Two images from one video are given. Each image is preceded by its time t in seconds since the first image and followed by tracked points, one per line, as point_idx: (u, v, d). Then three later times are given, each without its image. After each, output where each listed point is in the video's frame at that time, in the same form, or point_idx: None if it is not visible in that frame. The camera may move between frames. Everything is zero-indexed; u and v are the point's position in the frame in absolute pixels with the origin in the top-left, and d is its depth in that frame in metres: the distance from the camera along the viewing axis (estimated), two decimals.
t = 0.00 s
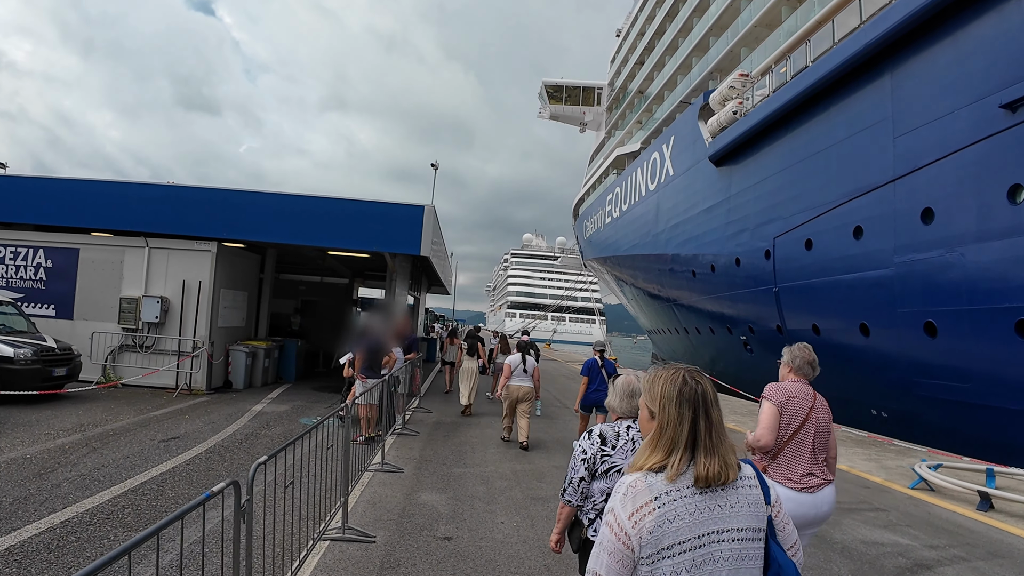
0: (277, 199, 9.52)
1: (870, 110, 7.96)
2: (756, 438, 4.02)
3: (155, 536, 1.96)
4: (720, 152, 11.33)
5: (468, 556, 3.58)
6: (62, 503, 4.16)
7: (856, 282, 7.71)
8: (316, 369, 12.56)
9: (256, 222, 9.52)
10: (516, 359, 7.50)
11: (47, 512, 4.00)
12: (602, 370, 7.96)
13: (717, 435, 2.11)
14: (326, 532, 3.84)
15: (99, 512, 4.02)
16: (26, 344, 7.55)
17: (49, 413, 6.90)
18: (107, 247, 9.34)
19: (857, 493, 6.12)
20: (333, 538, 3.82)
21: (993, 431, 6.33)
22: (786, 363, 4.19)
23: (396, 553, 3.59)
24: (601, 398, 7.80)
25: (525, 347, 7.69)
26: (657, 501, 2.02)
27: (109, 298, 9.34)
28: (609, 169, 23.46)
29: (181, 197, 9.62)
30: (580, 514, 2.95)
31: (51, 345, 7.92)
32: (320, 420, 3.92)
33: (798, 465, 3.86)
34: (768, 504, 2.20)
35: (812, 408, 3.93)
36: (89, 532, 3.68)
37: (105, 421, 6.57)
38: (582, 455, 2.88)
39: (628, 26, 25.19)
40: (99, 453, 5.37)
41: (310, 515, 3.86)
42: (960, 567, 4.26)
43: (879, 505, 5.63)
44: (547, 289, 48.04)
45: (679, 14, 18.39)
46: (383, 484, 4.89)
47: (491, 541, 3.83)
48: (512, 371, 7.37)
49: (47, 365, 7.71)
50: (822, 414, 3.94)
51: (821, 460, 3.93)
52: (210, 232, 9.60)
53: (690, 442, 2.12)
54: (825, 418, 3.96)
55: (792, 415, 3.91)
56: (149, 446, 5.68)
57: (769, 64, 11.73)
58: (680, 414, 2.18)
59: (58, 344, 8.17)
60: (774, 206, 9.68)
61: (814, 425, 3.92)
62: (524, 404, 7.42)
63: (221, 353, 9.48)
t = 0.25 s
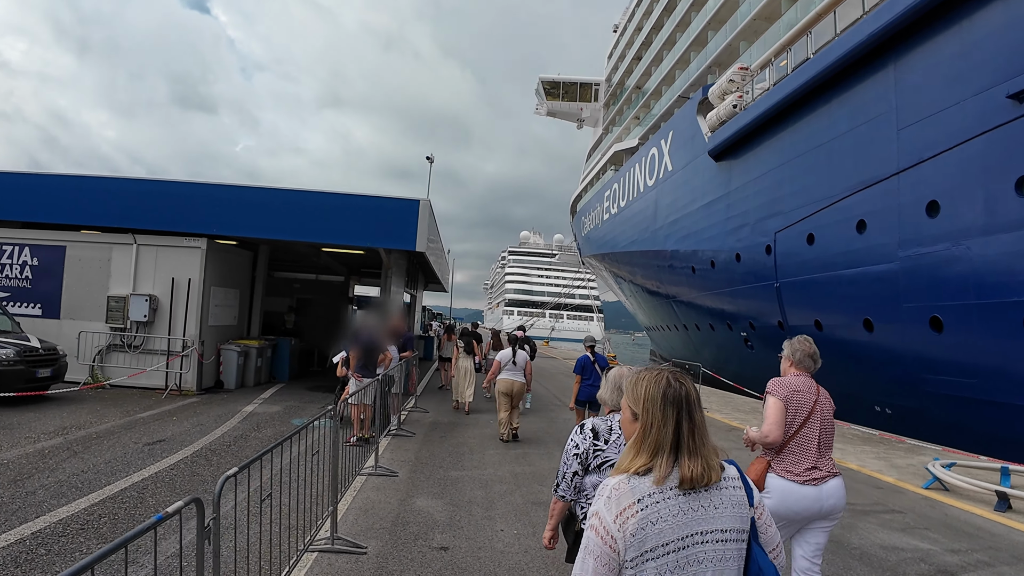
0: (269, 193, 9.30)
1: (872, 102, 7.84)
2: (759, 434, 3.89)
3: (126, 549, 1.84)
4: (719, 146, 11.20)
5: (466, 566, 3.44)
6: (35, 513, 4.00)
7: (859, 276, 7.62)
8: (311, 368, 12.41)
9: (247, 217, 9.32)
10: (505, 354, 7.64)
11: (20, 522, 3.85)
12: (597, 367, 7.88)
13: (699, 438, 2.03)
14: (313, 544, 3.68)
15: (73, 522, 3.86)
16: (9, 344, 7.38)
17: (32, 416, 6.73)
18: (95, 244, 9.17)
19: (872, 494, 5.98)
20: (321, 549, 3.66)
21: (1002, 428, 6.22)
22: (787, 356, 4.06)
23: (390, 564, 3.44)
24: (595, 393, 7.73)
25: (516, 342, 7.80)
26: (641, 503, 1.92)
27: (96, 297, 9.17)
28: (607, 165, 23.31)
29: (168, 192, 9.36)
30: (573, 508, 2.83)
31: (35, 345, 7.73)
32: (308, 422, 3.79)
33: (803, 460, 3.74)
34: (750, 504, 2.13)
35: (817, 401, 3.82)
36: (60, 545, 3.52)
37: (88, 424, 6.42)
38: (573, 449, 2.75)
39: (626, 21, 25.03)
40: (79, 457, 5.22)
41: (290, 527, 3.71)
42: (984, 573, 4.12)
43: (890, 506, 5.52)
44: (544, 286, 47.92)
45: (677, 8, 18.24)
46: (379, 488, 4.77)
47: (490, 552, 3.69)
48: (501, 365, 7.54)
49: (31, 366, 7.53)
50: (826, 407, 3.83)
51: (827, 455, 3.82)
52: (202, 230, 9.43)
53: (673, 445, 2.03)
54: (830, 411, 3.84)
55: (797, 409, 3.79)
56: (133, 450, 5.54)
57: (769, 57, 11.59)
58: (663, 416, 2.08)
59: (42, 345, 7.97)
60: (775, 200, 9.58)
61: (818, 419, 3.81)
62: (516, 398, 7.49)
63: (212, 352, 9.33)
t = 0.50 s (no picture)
0: (260, 187, 9.07)
1: (875, 95, 7.73)
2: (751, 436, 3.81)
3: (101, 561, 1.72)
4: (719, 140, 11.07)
5: None
6: (11, 525, 3.85)
7: (863, 272, 7.52)
8: (306, 368, 12.26)
9: (240, 214, 9.11)
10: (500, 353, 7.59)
11: None
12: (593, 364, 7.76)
13: (686, 426, 1.97)
14: (304, 557, 3.55)
15: (49, 535, 3.71)
16: None
17: (16, 420, 6.57)
18: (83, 243, 9.02)
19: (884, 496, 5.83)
20: (311, 562, 3.51)
21: (1009, 426, 6.13)
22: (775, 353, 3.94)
23: None
24: (591, 388, 7.61)
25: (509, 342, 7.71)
26: (625, 490, 1.86)
27: (85, 297, 9.02)
28: (604, 161, 23.18)
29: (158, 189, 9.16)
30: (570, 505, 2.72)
31: (19, 347, 7.52)
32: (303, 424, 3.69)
33: (796, 459, 3.68)
34: (746, 496, 2.02)
35: (808, 399, 3.72)
36: (32, 561, 3.36)
37: (75, 427, 6.28)
38: (571, 446, 2.62)
39: (623, 17, 24.86)
40: (62, 464, 5.09)
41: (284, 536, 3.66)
42: None
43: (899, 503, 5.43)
44: (542, 284, 47.82)
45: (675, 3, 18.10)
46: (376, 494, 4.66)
47: (490, 562, 3.57)
48: (496, 364, 7.45)
49: (15, 368, 7.37)
50: (818, 403, 3.74)
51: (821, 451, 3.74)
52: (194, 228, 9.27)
53: (659, 433, 1.98)
54: (821, 407, 3.75)
55: (788, 410, 3.70)
56: (118, 455, 5.41)
57: (769, 51, 11.46)
58: (648, 404, 2.04)
59: (27, 346, 7.73)
60: (776, 195, 9.47)
61: (811, 417, 3.72)
62: (511, 397, 7.40)
63: (204, 353, 9.18)
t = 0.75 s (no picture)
0: (251, 181, 8.88)
1: (878, 87, 7.63)
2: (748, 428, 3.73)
3: None
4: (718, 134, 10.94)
5: None
6: None
7: (866, 266, 7.43)
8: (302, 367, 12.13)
9: (230, 210, 8.97)
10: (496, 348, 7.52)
11: None
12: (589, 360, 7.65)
13: (686, 439, 1.92)
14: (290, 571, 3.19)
15: (21, 549, 3.54)
16: None
17: None
18: (68, 241, 8.81)
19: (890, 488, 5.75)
20: None
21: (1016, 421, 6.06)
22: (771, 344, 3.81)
23: None
24: (587, 385, 7.51)
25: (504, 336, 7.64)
26: (626, 501, 1.83)
27: (70, 296, 8.81)
28: (601, 157, 23.05)
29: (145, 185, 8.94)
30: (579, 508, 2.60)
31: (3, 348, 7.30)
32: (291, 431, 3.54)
33: (792, 452, 3.58)
34: (750, 507, 1.95)
35: (803, 392, 3.59)
36: None
37: (56, 432, 6.12)
38: (579, 446, 2.50)
39: (619, 12, 24.69)
40: (40, 471, 4.92)
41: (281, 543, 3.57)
42: None
43: (910, 494, 5.36)
44: (539, 280, 47.69)
45: None
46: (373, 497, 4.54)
47: (492, 564, 3.47)
48: (492, 360, 7.36)
49: None
50: (816, 396, 3.58)
51: (821, 444, 3.61)
52: (185, 226, 9.09)
53: (660, 445, 1.93)
54: (821, 399, 3.59)
55: (781, 403, 3.59)
56: (100, 462, 5.24)
57: (768, 44, 11.36)
58: (650, 416, 1.99)
59: (9, 346, 7.49)
60: (776, 189, 9.38)
61: (807, 410, 3.59)
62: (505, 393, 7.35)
63: (194, 352, 8.98)
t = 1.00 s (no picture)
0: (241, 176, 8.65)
1: (879, 79, 7.53)
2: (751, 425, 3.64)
3: None
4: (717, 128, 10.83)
5: None
6: None
7: (869, 261, 7.37)
8: (297, 366, 12.00)
9: (220, 207, 8.73)
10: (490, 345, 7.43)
11: None
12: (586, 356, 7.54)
13: (692, 416, 1.90)
14: None
15: None
16: None
17: None
18: (56, 238, 8.66)
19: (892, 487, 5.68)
20: None
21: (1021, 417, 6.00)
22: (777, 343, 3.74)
23: None
24: (586, 380, 7.42)
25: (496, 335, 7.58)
26: (633, 481, 1.80)
27: (58, 295, 8.65)
28: (598, 153, 22.92)
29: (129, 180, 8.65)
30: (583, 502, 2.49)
31: None
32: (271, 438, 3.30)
33: (796, 450, 3.48)
34: (751, 485, 1.96)
35: (810, 389, 3.51)
36: None
37: (41, 435, 5.98)
38: (582, 439, 2.41)
39: (616, 7, 24.52)
40: (21, 477, 4.79)
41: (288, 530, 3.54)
42: None
43: (917, 489, 5.29)
44: (537, 278, 47.61)
45: None
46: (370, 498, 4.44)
47: (493, 568, 3.39)
48: (485, 357, 7.26)
49: None
50: (821, 395, 3.51)
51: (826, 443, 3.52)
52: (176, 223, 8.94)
53: (666, 424, 1.91)
54: (826, 399, 3.52)
55: (787, 399, 3.50)
56: (83, 466, 5.11)
57: (767, 37, 11.22)
58: (654, 395, 1.97)
59: None
60: (777, 184, 9.30)
61: (813, 408, 3.50)
62: (499, 390, 7.30)
63: (185, 352, 8.83)
